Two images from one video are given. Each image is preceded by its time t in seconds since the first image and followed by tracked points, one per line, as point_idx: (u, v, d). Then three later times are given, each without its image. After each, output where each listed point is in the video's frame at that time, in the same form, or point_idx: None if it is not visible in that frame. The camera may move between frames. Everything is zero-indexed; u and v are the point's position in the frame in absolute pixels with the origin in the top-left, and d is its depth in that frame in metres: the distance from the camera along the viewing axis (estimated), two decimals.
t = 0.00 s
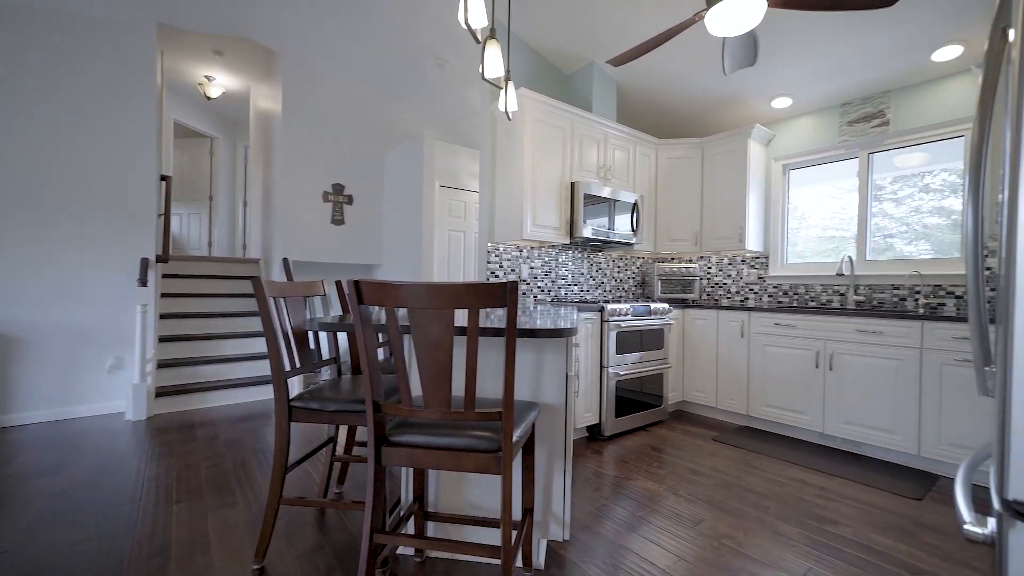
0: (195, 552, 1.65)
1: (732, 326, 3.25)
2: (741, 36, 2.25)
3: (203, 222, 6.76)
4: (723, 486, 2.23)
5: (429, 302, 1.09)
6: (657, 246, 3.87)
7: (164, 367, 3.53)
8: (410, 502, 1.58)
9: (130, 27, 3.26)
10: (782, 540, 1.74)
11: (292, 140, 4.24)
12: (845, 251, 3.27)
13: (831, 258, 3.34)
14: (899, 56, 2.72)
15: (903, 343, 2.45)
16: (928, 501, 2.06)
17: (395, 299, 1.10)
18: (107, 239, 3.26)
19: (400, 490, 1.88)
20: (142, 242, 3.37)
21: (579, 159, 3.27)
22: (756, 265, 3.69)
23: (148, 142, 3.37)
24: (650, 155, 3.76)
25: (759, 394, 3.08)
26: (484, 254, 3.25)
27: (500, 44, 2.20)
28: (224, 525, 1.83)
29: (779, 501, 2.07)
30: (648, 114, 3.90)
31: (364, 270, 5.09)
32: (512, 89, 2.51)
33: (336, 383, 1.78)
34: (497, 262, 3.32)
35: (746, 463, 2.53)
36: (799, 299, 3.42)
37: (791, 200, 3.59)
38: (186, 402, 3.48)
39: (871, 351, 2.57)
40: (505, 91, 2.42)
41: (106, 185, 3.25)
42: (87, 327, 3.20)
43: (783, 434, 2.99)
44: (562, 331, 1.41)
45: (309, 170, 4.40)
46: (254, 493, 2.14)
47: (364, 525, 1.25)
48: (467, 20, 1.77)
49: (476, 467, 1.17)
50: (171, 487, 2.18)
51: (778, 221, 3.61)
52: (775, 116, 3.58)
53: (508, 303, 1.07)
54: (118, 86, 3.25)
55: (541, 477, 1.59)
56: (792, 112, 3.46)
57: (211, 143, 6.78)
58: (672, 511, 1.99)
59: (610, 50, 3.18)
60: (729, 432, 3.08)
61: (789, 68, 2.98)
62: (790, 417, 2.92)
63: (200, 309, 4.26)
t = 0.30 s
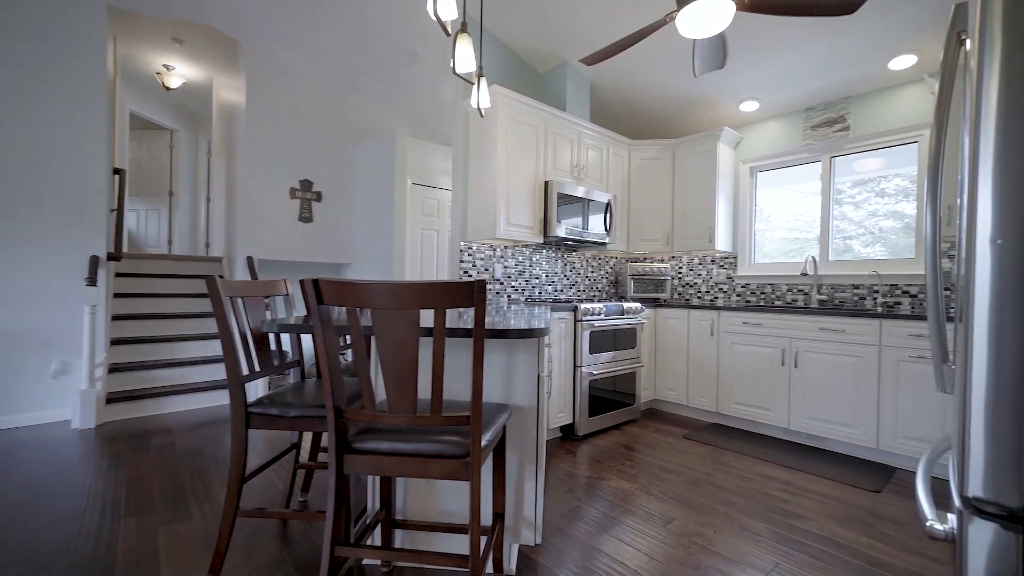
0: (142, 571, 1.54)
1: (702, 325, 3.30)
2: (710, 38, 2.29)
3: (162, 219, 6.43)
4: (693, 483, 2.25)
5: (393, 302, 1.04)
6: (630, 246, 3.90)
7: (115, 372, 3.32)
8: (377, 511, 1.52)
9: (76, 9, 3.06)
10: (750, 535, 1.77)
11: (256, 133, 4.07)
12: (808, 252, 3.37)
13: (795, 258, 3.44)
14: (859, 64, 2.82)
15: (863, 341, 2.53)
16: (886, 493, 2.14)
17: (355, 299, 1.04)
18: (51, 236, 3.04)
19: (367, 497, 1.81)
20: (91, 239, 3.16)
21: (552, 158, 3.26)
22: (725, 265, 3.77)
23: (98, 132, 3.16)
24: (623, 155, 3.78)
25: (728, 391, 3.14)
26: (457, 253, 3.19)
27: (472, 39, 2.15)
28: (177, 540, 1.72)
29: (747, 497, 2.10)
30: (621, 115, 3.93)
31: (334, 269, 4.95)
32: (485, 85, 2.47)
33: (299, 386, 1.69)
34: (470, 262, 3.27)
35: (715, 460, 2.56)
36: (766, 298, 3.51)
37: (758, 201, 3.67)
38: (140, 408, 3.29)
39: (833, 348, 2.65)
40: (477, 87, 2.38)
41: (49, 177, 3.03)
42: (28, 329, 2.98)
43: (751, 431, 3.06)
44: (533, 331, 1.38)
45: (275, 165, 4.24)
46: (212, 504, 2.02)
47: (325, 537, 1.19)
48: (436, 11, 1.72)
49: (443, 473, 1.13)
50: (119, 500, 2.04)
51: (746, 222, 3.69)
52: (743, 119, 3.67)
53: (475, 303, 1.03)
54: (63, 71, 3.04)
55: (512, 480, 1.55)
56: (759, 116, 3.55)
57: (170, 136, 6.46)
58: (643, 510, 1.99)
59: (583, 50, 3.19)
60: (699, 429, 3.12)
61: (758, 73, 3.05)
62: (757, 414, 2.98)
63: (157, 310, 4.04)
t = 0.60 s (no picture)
0: None
1: (675, 323, 3.32)
2: (683, 37, 2.29)
3: (115, 214, 6.05)
4: (667, 483, 2.25)
5: (353, 301, 0.96)
6: (604, 245, 3.90)
7: (57, 377, 3.08)
8: (340, 523, 1.44)
9: None
10: (723, 534, 1.77)
11: (216, 125, 3.87)
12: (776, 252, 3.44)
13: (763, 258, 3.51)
14: (825, 69, 2.89)
15: (829, 339, 2.59)
16: (851, 487, 2.18)
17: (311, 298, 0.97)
18: None
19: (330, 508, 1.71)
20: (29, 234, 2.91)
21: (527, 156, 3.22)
22: (697, 264, 3.82)
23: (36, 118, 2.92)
24: (597, 154, 3.78)
25: (700, 389, 3.17)
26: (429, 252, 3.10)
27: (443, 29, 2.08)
28: (119, 561, 1.59)
29: (719, 495, 2.11)
30: (595, 114, 3.93)
31: (301, 267, 4.76)
32: (457, 78, 2.40)
33: (256, 392, 1.58)
34: (442, 260, 3.18)
35: (688, 459, 2.57)
36: (736, 297, 3.56)
37: (729, 202, 3.74)
38: (85, 417, 3.05)
39: (801, 346, 2.71)
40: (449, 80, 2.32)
41: None
42: None
43: (722, 428, 3.09)
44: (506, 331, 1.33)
45: (238, 158, 4.06)
46: (160, 519, 1.88)
47: (279, 556, 1.10)
48: None
49: (410, 484, 1.06)
50: (55, 518, 1.87)
51: (717, 222, 3.75)
52: (714, 121, 3.71)
53: (443, 302, 0.96)
54: None
55: (484, 486, 1.49)
56: (729, 117, 3.61)
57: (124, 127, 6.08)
58: (618, 511, 1.97)
59: (557, 47, 3.16)
60: (672, 427, 3.14)
61: (729, 74, 3.08)
62: (728, 412, 3.02)
63: (106, 311, 3.78)
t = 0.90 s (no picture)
0: None
1: (648, 322, 3.32)
2: (658, 33, 2.27)
3: (58, 207, 5.59)
4: (643, 484, 2.22)
5: (308, 299, 0.87)
6: (578, 244, 3.88)
7: None
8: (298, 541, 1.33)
9: None
10: (699, 536, 1.74)
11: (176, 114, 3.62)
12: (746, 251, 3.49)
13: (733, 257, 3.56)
14: (793, 71, 2.94)
15: (799, 336, 2.63)
16: (820, 483, 2.21)
17: (258, 295, 0.86)
18: None
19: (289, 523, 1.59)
20: None
21: (501, 152, 3.14)
22: (669, 263, 3.85)
23: None
24: (571, 151, 3.74)
25: (673, 388, 3.18)
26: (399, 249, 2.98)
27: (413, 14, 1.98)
28: None
29: (694, 495, 2.09)
30: (570, 112, 3.89)
31: (264, 265, 4.53)
32: (428, 68, 2.31)
33: (204, 400, 1.45)
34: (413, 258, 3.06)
35: (662, 458, 2.56)
36: (707, 295, 3.60)
37: (701, 202, 3.77)
38: (15, 428, 2.77)
39: (771, 344, 2.74)
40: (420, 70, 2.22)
41: None
42: None
43: (695, 426, 3.11)
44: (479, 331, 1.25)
45: (195, 148, 3.75)
46: (96, 540, 1.70)
47: None
48: None
49: (373, 500, 0.97)
50: None
51: (689, 221, 3.78)
52: (687, 121, 3.74)
53: (408, 300, 0.88)
54: None
55: (455, 496, 1.41)
56: (701, 118, 3.65)
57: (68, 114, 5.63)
58: (594, 514, 1.92)
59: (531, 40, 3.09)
60: (646, 426, 3.14)
61: (701, 74, 3.10)
62: (700, 410, 3.04)
63: (42, 312, 3.46)
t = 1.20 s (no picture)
0: None
1: (624, 321, 3.31)
2: (635, 28, 2.24)
3: None
4: (620, 486, 2.18)
5: (255, 298, 0.76)
6: (553, 243, 3.83)
7: None
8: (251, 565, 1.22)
9: None
10: (678, 540, 1.71)
11: (140, 100, 3.46)
12: (718, 250, 3.53)
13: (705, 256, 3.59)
14: (764, 73, 2.98)
15: (771, 335, 2.66)
16: (793, 481, 2.23)
17: (200, 295, 0.75)
18: None
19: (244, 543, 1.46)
20: None
21: (475, 147, 3.06)
22: (643, 262, 3.86)
23: None
24: (546, 148, 3.69)
25: (648, 387, 3.17)
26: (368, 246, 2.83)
27: None
28: None
29: (672, 497, 2.07)
30: (544, 109, 3.84)
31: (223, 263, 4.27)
32: (398, 56, 2.20)
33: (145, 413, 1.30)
34: (383, 255, 2.93)
35: (638, 459, 2.53)
36: (680, 295, 3.62)
37: (675, 201, 3.80)
38: None
39: (744, 343, 2.76)
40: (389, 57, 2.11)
41: None
42: None
43: (670, 425, 3.11)
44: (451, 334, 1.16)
45: (145, 139, 3.48)
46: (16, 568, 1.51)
47: None
48: None
49: (332, 524, 0.87)
50: None
51: (663, 220, 3.80)
52: (661, 120, 3.75)
53: (372, 300, 0.78)
54: None
55: (426, 509, 1.32)
56: (675, 117, 3.66)
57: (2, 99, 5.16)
58: (571, 520, 1.87)
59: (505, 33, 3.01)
60: (622, 427, 3.12)
61: (676, 73, 3.10)
62: (675, 409, 3.04)
63: None
